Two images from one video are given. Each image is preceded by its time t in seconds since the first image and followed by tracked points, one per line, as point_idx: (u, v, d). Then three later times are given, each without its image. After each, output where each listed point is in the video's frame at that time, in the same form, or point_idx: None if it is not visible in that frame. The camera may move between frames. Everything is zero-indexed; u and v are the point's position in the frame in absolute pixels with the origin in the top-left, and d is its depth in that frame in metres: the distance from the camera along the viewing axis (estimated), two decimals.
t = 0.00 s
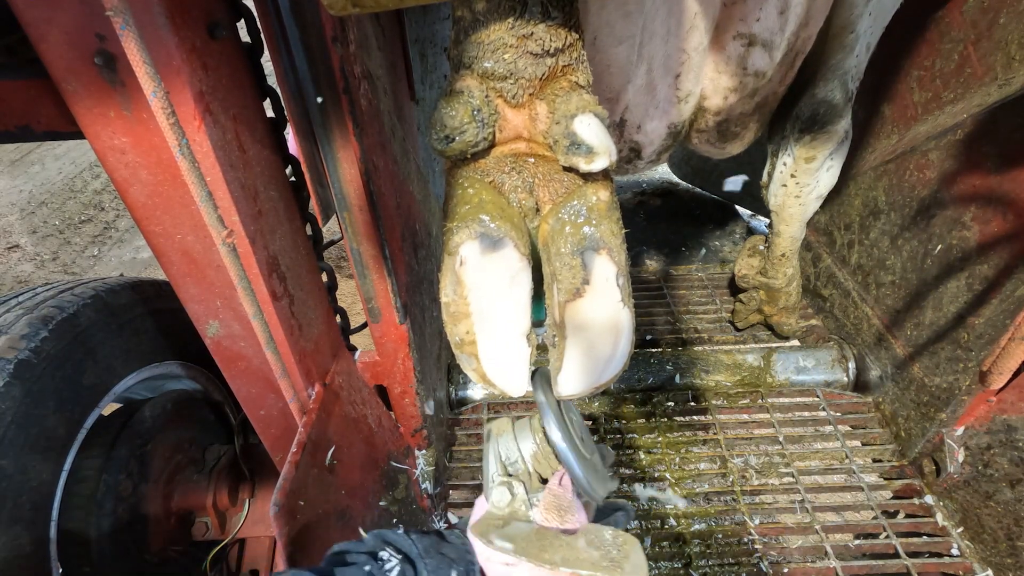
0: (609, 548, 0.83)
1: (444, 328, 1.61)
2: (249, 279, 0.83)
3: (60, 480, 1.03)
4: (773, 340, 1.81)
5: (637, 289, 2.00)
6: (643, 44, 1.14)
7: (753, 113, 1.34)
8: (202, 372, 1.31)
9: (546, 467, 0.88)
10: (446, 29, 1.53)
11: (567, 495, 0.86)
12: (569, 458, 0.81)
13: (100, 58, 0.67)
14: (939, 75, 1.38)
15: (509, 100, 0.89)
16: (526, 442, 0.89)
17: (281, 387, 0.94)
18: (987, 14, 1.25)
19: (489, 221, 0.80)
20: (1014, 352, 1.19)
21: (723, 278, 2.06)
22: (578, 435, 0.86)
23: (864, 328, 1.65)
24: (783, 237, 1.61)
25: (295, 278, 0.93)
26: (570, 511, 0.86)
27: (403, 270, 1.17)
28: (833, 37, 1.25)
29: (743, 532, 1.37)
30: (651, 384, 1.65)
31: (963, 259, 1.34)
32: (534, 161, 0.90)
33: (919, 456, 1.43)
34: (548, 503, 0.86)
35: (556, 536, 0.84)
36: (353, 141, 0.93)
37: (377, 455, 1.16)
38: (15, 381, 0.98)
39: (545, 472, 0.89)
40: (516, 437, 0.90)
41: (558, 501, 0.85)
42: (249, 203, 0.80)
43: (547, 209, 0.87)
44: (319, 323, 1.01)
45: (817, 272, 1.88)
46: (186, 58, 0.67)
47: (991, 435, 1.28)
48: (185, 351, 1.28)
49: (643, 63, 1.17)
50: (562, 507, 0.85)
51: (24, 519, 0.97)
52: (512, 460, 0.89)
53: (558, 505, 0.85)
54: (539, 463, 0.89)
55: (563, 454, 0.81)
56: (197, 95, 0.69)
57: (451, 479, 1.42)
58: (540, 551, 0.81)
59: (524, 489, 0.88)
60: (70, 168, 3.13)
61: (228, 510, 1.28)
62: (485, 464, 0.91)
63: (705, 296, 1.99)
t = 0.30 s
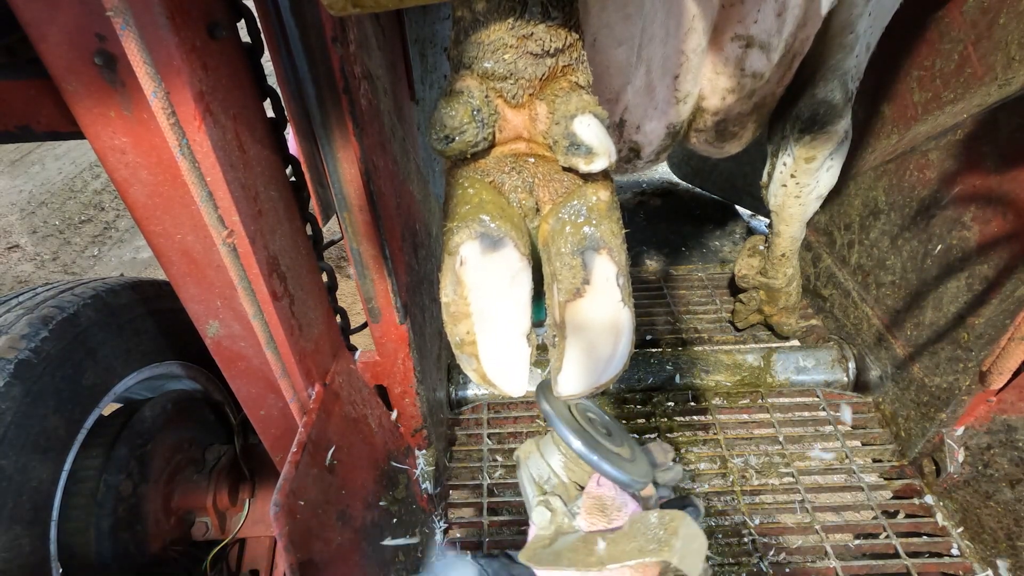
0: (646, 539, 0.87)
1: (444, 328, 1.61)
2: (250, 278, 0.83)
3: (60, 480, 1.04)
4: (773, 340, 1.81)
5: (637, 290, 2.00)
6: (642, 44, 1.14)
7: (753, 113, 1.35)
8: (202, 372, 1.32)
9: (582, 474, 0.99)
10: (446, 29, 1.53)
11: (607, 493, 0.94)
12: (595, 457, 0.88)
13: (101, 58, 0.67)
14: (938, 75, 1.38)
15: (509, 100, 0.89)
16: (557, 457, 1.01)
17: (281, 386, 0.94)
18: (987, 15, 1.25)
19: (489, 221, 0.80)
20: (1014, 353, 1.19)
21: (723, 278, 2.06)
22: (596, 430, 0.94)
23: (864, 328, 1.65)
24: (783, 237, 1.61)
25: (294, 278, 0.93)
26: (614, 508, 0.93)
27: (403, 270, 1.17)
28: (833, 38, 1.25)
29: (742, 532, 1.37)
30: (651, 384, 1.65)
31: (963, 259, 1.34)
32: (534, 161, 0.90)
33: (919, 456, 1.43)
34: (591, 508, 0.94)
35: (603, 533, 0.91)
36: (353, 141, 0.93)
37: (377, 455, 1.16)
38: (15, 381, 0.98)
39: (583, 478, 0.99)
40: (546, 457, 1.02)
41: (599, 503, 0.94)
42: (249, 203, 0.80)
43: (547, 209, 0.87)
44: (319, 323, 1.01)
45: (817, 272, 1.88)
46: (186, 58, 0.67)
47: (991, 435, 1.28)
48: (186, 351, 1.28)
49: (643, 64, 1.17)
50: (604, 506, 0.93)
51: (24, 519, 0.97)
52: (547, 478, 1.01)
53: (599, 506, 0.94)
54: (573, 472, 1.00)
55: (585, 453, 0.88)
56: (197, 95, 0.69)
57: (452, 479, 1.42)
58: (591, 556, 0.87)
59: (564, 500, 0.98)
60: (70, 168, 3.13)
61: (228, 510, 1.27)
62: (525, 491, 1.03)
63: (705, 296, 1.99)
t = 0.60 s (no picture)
0: (679, 539, 0.91)
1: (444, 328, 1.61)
2: (249, 278, 0.83)
3: (60, 480, 1.03)
4: (773, 340, 1.81)
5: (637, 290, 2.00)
6: (642, 44, 1.14)
7: (752, 113, 1.35)
8: (202, 372, 1.32)
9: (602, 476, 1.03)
10: (446, 29, 1.53)
11: (632, 493, 1.01)
12: (613, 463, 0.91)
13: (100, 58, 0.67)
14: (938, 75, 1.38)
15: (509, 100, 0.89)
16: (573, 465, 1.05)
17: (281, 386, 0.94)
18: (987, 15, 1.26)
19: (489, 221, 0.80)
20: (1014, 352, 1.19)
21: (723, 278, 2.06)
22: (607, 433, 0.97)
23: (864, 328, 1.65)
24: (783, 237, 1.61)
25: (294, 278, 0.93)
26: (641, 506, 1.00)
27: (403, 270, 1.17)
28: (832, 37, 1.25)
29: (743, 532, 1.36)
30: (650, 384, 1.65)
31: (964, 259, 1.34)
32: (534, 160, 0.90)
33: (919, 456, 1.43)
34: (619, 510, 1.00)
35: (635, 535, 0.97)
36: (353, 141, 0.93)
37: (377, 455, 1.16)
38: (15, 382, 0.98)
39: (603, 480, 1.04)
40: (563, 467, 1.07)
41: (626, 504, 1.00)
42: (248, 203, 0.80)
43: (547, 209, 0.86)
44: (319, 323, 1.01)
45: (817, 272, 1.88)
46: (186, 58, 0.67)
47: (991, 436, 1.28)
48: (185, 351, 1.28)
49: (642, 64, 1.17)
50: (631, 507, 1.00)
51: (24, 520, 0.97)
52: (568, 489, 1.06)
53: (626, 507, 1.00)
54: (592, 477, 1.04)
55: (598, 459, 0.91)
56: (197, 95, 0.69)
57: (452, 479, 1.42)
58: (627, 565, 0.92)
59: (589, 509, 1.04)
60: (70, 168, 3.13)
61: (228, 510, 1.26)
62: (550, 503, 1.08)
63: (705, 296, 1.99)
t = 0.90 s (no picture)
0: (695, 511, 0.91)
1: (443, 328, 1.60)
2: (249, 278, 0.83)
3: (60, 480, 1.03)
4: (773, 340, 1.81)
5: (637, 290, 2.00)
6: (641, 44, 1.14)
7: (753, 112, 1.35)
8: (201, 372, 1.31)
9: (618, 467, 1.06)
10: (446, 29, 1.53)
11: (649, 476, 1.03)
12: (630, 450, 0.91)
13: (100, 58, 0.67)
14: (938, 75, 1.38)
15: (509, 100, 0.89)
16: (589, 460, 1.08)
17: (281, 387, 0.94)
18: (987, 15, 1.26)
19: (489, 221, 0.80)
20: (1014, 353, 1.19)
21: (723, 278, 2.06)
22: (617, 423, 0.98)
23: (864, 328, 1.65)
24: (783, 237, 1.61)
25: (294, 278, 0.92)
26: (659, 487, 1.02)
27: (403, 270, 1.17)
28: (832, 37, 1.25)
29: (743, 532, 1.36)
30: (650, 384, 1.65)
31: (964, 259, 1.33)
32: (534, 161, 0.90)
33: (919, 456, 1.43)
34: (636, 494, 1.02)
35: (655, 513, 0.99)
36: (353, 141, 0.93)
37: (377, 455, 1.16)
38: (15, 381, 0.98)
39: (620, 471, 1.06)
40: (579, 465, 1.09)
41: (643, 487, 1.02)
42: (248, 203, 0.80)
43: (546, 209, 0.86)
44: (319, 323, 1.01)
45: (817, 272, 1.88)
46: (186, 58, 0.67)
47: (991, 436, 1.28)
48: (185, 351, 1.28)
49: (642, 63, 1.17)
50: (649, 489, 1.02)
51: (23, 519, 0.97)
52: (586, 485, 1.08)
53: (645, 490, 1.02)
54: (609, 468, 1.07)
55: (614, 449, 0.91)
56: (197, 95, 0.69)
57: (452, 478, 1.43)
58: (649, 542, 0.93)
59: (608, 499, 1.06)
60: (70, 168, 3.13)
61: (228, 510, 1.27)
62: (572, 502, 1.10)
63: (705, 296, 1.99)
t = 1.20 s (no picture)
0: (697, 481, 1.12)
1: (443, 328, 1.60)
2: (249, 278, 0.83)
3: (60, 480, 1.03)
4: (773, 340, 1.81)
5: (637, 290, 2.00)
6: (641, 44, 1.14)
7: (753, 112, 1.35)
8: (201, 372, 1.31)
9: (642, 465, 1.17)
10: (446, 28, 1.53)
11: (666, 457, 1.18)
12: (651, 432, 1.01)
13: (100, 58, 0.67)
14: (938, 75, 1.38)
15: (509, 100, 0.89)
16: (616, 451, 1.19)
17: (281, 387, 0.94)
18: (987, 14, 1.26)
19: (489, 221, 0.80)
20: (1014, 353, 1.19)
21: (723, 278, 2.06)
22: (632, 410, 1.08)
23: (864, 328, 1.65)
24: (783, 237, 1.61)
25: (294, 278, 0.92)
26: (675, 465, 1.17)
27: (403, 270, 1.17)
28: (832, 37, 1.25)
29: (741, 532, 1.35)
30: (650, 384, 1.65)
31: (964, 259, 1.33)
32: (534, 161, 0.90)
33: (919, 456, 1.43)
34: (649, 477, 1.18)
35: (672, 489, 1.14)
36: (353, 141, 0.93)
37: (377, 455, 1.16)
38: (15, 381, 0.98)
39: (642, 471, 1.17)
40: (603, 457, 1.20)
41: (660, 468, 1.16)
42: (248, 203, 0.80)
43: (546, 209, 0.86)
44: (319, 323, 1.00)
45: (817, 272, 1.88)
46: (186, 58, 0.67)
47: (991, 436, 1.29)
48: (185, 351, 1.28)
49: (642, 63, 1.17)
50: (666, 468, 1.16)
51: (23, 520, 0.97)
52: (609, 473, 1.20)
53: (661, 469, 1.16)
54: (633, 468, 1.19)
55: (636, 432, 1.00)
56: (197, 95, 0.69)
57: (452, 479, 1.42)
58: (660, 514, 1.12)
59: (629, 484, 1.17)
60: (70, 168, 3.13)
61: (228, 510, 1.28)
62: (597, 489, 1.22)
63: (705, 296, 1.99)
